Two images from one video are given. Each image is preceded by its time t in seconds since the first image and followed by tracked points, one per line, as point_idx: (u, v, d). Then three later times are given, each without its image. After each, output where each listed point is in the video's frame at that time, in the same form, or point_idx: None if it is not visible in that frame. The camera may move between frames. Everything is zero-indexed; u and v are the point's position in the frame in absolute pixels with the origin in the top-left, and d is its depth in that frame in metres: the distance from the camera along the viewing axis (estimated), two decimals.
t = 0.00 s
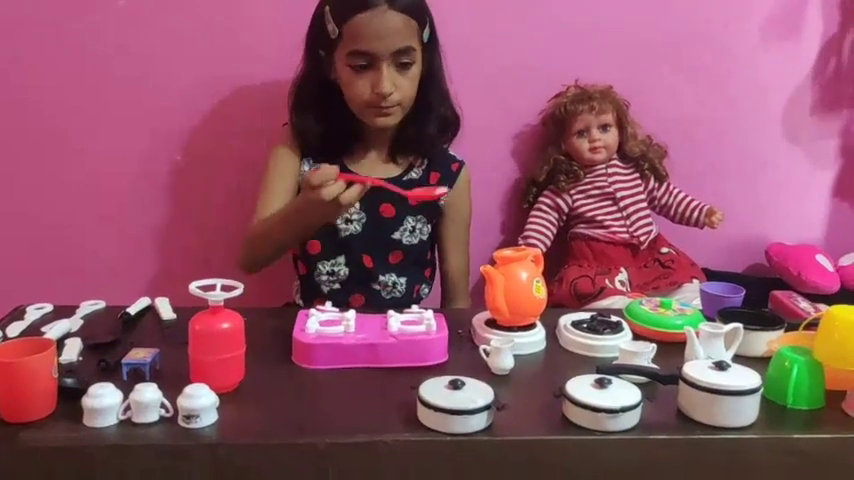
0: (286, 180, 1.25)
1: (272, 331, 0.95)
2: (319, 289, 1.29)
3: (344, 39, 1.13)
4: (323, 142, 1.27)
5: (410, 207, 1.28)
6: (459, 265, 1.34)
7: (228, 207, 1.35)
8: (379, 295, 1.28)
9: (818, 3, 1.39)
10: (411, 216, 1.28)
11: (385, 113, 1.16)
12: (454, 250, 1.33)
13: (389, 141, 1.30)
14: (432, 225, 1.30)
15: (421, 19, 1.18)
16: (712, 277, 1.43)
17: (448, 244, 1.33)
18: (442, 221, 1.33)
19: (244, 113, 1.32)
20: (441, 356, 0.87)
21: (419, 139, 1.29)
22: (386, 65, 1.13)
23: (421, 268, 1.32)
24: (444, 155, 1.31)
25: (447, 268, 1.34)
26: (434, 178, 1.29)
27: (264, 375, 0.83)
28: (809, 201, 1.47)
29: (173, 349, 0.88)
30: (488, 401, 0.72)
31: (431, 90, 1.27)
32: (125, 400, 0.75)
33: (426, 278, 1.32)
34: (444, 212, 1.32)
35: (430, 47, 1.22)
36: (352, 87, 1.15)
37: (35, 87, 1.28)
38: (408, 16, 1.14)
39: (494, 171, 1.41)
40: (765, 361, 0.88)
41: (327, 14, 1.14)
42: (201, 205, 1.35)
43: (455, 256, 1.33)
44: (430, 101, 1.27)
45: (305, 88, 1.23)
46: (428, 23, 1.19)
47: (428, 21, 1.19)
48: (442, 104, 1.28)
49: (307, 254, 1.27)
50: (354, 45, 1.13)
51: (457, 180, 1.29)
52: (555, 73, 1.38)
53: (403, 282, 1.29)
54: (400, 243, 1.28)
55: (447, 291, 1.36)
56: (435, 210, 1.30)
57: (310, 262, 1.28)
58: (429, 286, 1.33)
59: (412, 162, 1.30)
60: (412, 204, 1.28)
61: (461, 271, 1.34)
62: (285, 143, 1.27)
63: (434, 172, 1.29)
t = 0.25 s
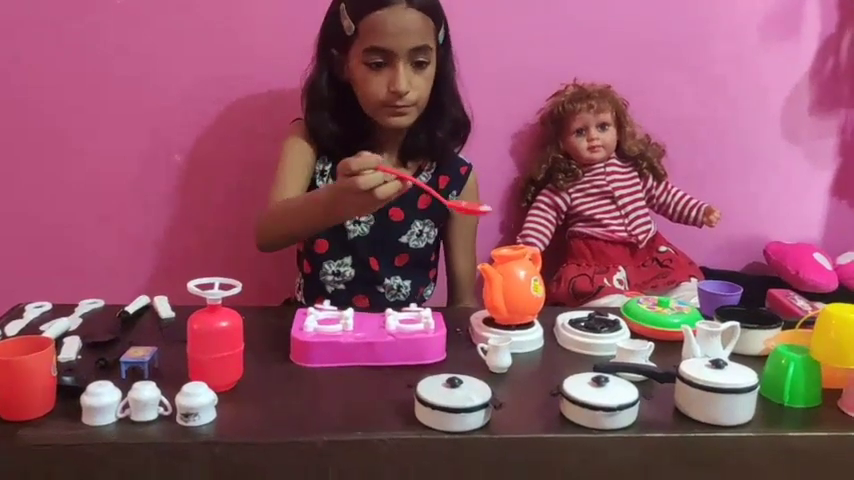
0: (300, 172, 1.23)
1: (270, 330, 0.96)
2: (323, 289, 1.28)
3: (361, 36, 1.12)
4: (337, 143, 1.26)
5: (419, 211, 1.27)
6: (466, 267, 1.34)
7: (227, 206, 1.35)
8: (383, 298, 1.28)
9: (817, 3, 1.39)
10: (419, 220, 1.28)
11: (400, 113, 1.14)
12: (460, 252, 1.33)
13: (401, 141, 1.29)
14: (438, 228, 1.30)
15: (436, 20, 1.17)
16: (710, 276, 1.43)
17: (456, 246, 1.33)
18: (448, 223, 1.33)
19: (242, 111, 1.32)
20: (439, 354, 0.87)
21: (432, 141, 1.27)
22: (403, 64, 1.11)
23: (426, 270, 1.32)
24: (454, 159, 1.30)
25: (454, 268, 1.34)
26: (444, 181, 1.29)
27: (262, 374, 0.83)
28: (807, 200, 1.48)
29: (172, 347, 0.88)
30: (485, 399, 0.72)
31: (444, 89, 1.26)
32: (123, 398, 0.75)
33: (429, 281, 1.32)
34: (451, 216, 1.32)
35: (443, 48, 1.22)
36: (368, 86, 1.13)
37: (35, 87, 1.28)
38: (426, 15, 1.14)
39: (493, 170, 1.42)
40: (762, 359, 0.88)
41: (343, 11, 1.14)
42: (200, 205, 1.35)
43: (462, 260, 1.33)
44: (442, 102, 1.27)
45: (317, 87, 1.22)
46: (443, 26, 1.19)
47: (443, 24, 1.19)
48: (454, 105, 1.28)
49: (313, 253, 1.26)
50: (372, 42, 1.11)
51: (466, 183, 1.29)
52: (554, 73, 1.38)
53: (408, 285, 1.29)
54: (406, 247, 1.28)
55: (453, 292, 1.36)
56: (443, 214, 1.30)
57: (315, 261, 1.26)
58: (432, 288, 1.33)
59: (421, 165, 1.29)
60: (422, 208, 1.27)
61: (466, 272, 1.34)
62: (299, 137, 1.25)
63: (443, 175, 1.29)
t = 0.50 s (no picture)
0: (306, 174, 1.22)
1: (270, 329, 0.96)
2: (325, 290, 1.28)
3: (373, 38, 1.12)
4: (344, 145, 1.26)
5: (424, 214, 1.27)
6: (469, 269, 1.35)
7: (226, 206, 1.35)
8: (386, 301, 1.28)
9: (816, 3, 1.39)
10: (424, 222, 1.28)
11: (410, 116, 1.14)
12: (464, 254, 1.34)
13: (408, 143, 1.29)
14: (441, 232, 1.31)
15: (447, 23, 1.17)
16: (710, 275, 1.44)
17: (460, 249, 1.34)
18: (452, 226, 1.33)
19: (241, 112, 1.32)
20: (439, 354, 0.87)
21: (438, 143, 1.28)
22: (415, 67, 1.11)
23: (429, 272, 1.31)
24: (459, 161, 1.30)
25: (457, 269, 1.35)
26: (448, 184, 1.29)
27: (262, 373, 0.83)
28: (807, 199, 1.48)
29: (172, 347, 0.88)
30: (485, 399, 0.72)
31: (451, 90, 1.26)
32: (124, 398, 0.75)
33: (431, 282, 1.33)
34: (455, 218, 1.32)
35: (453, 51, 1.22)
36: (378, 88, 1.13)
37: (35, 87, 1.28)
38: (439, 17, 1.13)
39: (492, 169, 1.42)
40: (762, 358, 0.88)
41: (355, 12, 1.13)
42: (200, 205, 1.35)
43: (465, 263, 1.34)
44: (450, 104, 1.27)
45: (325, 88, 1.22)
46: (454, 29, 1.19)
47: (453, 27, 1.18)
48: (460, 107, 1.28)
49: (316, 254, 1.26)
50: (384, 44, 1.11)
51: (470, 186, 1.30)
52: (553, 72, 1.38)
53: (410, 288, 1.29)
54: (410, 249, 1.28)
55: (457, 292, 1.37)
56: (447, 216, 1.30)
57: (318, 262, 1.26)
58: (433, 290, 1.33)
59: (426, 167, 1.30)
60: (426, 211, 1.27)
61: (470, 274, 1.35)
62: (304, 137, 1.24)
63: (448, 178, 1.29)
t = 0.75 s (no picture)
0: (309, 174, 1.22)
1: (270, 328, 0.96)
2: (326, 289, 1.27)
3: (378, 40, 1.11)
4: (351, 148, 1.25)
5: (427, 214, 1.27)
6: (470, 270, 1.35)
7: (226, 205, 1.35)
8: (387, 301, 1.27)
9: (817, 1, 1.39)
10: (427, 223, 1.28)
11: (415, 118, 1.15)
12: (465, 255, 1.33)
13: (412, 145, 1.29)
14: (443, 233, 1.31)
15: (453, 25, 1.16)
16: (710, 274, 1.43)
17: (461, 250, 1.33)
18: (454, 227, 1.33)
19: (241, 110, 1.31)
20: (439, 353, 0.87)
21: (444, 143, 1.27)
22: (420, 70, 1.11)
23: (431, 272, 1.31)
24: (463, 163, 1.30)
25: (456, 270, 1.35)
26: (452, 185, 1.29)
27: (263, 372, 0.83)
28: (807, 197, 1.48)
29: (172, 346, 0.88)
30: (486, 398, 0.72)
31: (458, 91, 1.26)
32: (123, 397, 0.75)
33: (432, 283, 1.32)
34: (458, 219, 1.32)
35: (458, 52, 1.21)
36: (383, 90, 1.13)
37: (35, 87, 1.28)
38: (445, 20, 1.13)
39: (493, 168, 1.42)
40: (764, 357, 0.88)
41: (361, 13, 1.12)
42: (200, 204, 1.34)
43: (466, 263, 1.34)
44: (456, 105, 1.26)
45: (329, 88, 1.21)
46: (460, 31, 1.18)
47: (459, 29, 1.18)
48: (466, 108, 1.27)
49: (318, 253, 1.25)
50: (390, 46, 1.10)
51: (474, 187, 1.30)
52: (553, 70, 1.37)
53: (412, 289, 1.29)
54: (413, 250, 1.28)
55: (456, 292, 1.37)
56: (449, 217, 1.30)
57: (320, 262, 1.26)
58: (434, 290, 1.33)
59: (430, 168, 1.29)
60: (430, 211, 1.27)
61: (470, 275, 1.35)
62: (307, 137, 1.24)
63: (451, 179, 1.29)
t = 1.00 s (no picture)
0: (310, 173, 1.21)
1: (270, 328, 0.95)
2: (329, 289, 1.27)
3: (386, 38, 1.11)
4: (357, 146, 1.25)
5: (432, 212, 1.27)
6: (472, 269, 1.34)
7: (225, 204, 1.35)
8: (391, 301, 1.27)
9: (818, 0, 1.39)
10: (431, 221, 1.27)
11: (421, 117, 1.14)
12: (466, 254, 1.33)
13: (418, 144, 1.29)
14: (448, 230, 1.31)
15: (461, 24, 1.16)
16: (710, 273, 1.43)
17: (463, 248, 1.33)
18: (457, 226, 1.33)
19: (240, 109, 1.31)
20: (440, 352, 0.86)
21: (449, 141, 1.27)
22: (428, 69, 1.11)
23: (434, 272, 1.31)
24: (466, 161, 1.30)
25: (456, 268, 1.34)
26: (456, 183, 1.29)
27: (263, 372, 0.83)
28: (808, 196, 1.47)
29: (171, 346, 0.88)
30: (487, 397, 0.72)
31: (464, 89, 1.25)
32: (123, 397, 0.75)
33: (435, 282, 1.32)
34: (462, 217, 1.31)
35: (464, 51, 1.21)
36: (391, 89, 1.12)
37: (35, 87, 1.27)
38: (453, 19, 1.12)
39: (493, 167, 1.41)
40: (765, 356, 0.88)
41: (369, 11, 1.12)
42: (200, 204, 1.34)
43: (468, 262, 1.34)
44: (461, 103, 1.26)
45: (335, 87, 1.21)
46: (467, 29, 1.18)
47: (466, 28, 1.17)
48: (472, 106, 1.27)
49: (321, 252, 1.25)
50: (398, 45, 1.10)
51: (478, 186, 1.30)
52: (553, 70, 1.37)
53: (415, 288, 1.29)
54: (417, 248, 1.27)
55: (455, 290, 1.36)
56: (453, 215, 1.30)
57: (323, 261, 1.25)
58: (437, 290, 1.33)
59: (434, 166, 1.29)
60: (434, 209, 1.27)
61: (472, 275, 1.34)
62: (310, 134, 1.23)
63: (456, 177, 1.29)
